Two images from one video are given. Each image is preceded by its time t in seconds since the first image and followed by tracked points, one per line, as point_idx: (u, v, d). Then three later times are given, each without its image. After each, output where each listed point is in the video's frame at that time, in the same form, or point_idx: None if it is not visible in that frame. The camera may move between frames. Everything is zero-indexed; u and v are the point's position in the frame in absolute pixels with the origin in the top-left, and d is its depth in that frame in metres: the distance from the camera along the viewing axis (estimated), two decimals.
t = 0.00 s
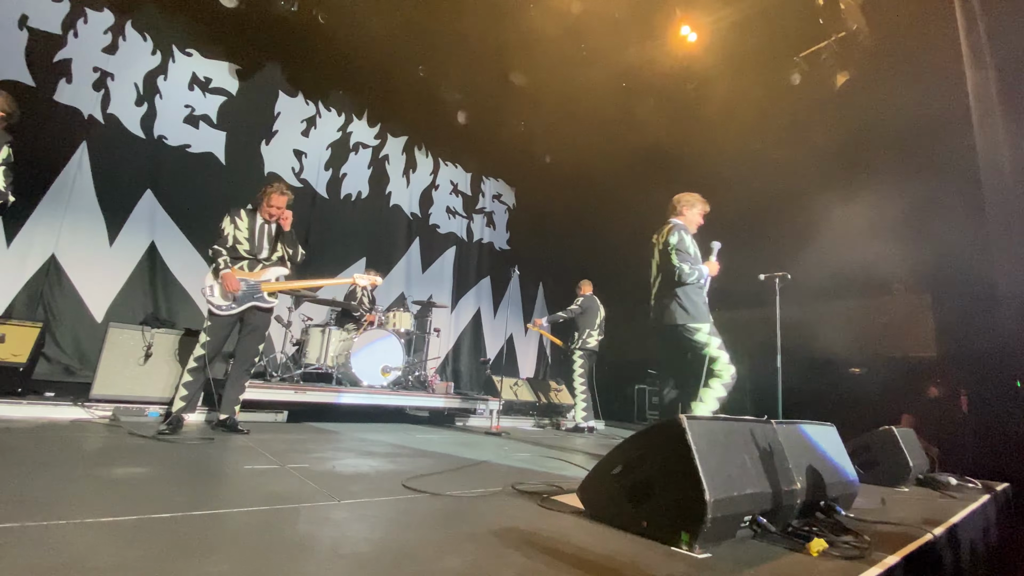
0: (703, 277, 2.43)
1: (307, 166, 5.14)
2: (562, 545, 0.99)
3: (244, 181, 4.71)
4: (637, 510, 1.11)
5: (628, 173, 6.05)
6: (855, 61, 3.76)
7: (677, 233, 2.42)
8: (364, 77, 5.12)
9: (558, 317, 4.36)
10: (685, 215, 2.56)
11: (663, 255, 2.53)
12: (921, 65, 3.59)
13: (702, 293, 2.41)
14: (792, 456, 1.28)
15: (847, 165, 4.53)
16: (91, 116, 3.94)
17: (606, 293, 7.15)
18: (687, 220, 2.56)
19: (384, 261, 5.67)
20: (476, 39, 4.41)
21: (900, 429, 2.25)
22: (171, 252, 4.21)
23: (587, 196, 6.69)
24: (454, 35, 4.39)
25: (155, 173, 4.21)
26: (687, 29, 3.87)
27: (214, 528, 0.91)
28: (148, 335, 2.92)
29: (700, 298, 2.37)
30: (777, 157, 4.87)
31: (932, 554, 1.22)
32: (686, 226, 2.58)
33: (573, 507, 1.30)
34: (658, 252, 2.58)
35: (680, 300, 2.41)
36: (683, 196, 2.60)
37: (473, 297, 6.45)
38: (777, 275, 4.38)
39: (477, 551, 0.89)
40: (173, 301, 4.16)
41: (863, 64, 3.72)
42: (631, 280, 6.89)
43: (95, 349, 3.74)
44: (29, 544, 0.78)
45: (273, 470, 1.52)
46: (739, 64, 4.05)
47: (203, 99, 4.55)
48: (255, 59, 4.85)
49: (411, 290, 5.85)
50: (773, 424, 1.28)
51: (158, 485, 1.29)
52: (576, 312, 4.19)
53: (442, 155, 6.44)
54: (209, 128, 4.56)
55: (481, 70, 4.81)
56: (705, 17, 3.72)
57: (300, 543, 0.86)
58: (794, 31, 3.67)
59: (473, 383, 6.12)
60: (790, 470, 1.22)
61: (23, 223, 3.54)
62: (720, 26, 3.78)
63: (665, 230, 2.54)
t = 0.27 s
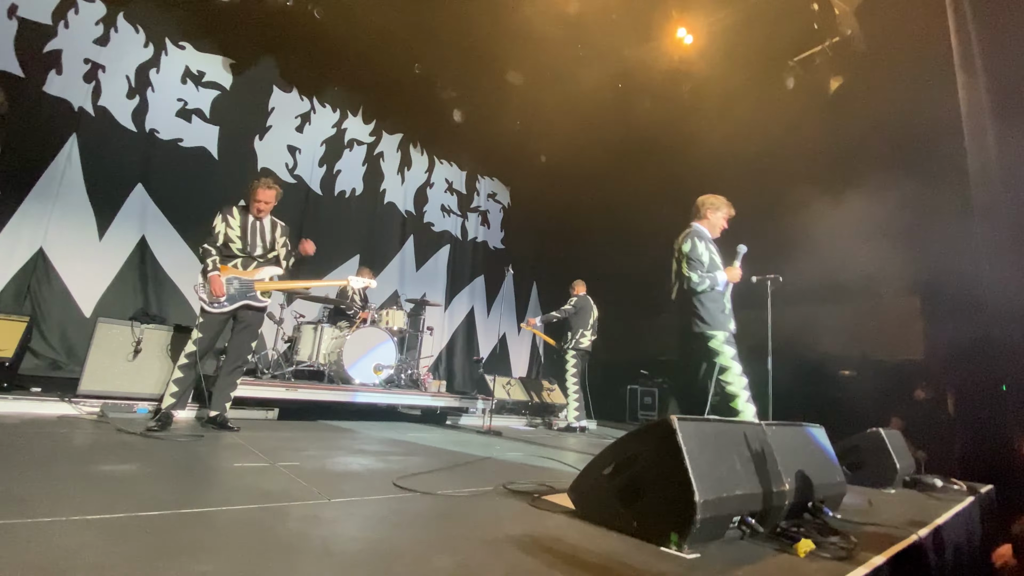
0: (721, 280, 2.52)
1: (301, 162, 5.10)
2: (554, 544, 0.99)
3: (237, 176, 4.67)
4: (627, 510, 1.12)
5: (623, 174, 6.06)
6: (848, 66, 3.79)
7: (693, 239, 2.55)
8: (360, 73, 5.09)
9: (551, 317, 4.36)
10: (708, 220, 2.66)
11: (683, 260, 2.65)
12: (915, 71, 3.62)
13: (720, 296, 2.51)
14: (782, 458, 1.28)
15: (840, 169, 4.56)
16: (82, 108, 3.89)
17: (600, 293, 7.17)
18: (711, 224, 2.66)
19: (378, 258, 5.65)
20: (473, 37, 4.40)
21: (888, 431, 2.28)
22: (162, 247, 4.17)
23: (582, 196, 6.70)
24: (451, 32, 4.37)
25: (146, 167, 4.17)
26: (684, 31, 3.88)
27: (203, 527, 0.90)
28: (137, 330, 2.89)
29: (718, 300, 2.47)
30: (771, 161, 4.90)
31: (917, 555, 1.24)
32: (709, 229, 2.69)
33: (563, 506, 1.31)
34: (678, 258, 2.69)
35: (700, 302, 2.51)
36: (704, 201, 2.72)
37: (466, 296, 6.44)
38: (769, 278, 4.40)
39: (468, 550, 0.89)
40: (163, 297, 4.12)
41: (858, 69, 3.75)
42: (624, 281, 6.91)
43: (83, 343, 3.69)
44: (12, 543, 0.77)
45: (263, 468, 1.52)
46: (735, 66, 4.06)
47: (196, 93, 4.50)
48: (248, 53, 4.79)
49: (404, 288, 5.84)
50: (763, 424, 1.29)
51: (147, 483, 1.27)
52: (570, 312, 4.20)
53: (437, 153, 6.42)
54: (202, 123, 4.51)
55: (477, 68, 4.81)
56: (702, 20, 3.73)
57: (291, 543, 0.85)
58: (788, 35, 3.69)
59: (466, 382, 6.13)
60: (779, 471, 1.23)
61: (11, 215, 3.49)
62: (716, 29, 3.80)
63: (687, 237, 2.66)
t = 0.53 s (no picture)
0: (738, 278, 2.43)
1: (287, 155, 5.04)
2: (544, 542, 1.00)
3: (222, 169, 4.59)
4: (615, 508, 1.14)
5: (611, 174, 6.10)
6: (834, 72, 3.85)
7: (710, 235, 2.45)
8: (349, 66, 5.03)
9: (539, 315, 4.37)
10: (727, 216, 2.56)
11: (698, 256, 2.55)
12: (899, 79, 3.70)
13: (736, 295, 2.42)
14: (766, 457, 1.31)
15: (825, 174, 4.64)
16: (62, 96, 3.78)
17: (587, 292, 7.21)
18: (730, 220, 2.56)
19: (365, 254, 5.61)
20: (465, 34, 4.38)
21: (866, 431, 2.35)
22: (144, 239, 4.09)
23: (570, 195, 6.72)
24: (442, 28, 4.34)
25: (128, 158, 4.08)
26: (673, 34, 3.93)
27: (192, 526, 0.89)
28: (119, 324, 2.84)
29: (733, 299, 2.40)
30: (758, 164, 4.97)
31: (893, 552, 1.28)
32: (728, 226, 2.59)
33: (552, 504, 1.32)
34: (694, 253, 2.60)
35: (714, 301, 2.44)
36: (723, 196, 2.61)
37: (454, 293, 6.43)
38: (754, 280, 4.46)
39: (461, 548, 0.90)
40: (145, 290, 4.05)
41: (844, 76, 3.81)
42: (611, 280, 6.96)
43: (61, 337, 3.61)
44: None
45: (251, 465, 1.51)
46: (724, 70, 4.12)
47: (181, 83, 4.42)
48: (235, 44, 4.70)
49: (391, 285, 5.81)
50: (747, 424, 1.32)
51: (131, 480, 1.25)
52: (557, 311, 4.23)
53: (426, 148, 6.38)
54: (187, 113, 4.44)
55: (468, 65, 4.79)
56: (692, 22, 3.77)
57: (283, 541, 0.85)
58: (776, 41, 3.74)
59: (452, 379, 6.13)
60: (762, 470, 1.26)
61: None
62: (706, 33, 3.83)
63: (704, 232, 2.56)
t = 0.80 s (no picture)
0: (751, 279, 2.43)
1: (274, 148, 4.96)
2: (537, 540, 1.02)
3: (207, 160, 4.51)
4: (607, 507, 1.15)
5: (600, 174, 6.12)
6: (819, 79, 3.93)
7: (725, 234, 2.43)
8: (338, 59, 4.97)
9: (528, 314, 4.39)
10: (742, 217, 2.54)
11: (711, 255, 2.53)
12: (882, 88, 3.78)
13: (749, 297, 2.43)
14: (754, 458, 1.35)
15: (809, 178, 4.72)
16: (41, 83, 3.67)
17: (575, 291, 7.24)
18: (745, 222, 2.55)
19: (352, 250, 5.55)
20: (456, 29, 4.36)
21: (847, 431, 2.41)
22: (125, 231, 4.00)
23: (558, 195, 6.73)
24: (433, 23, 4.31)
25: (109, 147, 3.98)
26: (663, 36, 3.95)
27: (185, 524, 0.89)
28: (101, 319, 2.77)
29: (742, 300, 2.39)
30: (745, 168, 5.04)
31: (874, 550, 1.32)
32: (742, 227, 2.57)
33: (543, 504, 1.34)
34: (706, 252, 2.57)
35: (723, 300, 2.43)
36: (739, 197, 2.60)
37: (441, 290, 6.41)
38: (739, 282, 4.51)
39: (457, 547, 0.91)
40: (126, 284, 3.96)
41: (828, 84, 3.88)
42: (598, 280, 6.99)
43: (38, 330, 3.51)
44: None
45: (240, 463, 1.49)
46: (712, 73, 4.17)
47: (165, 72, 4.32)
48: (221, 33, 4.61)
49: (378, 281, 5.76)
50: (735, 425, 1.35)
51: (117, 479, 1.23)
52: (546, 309, 4.25)
53: (415, 144, 6.34)
54: (171, 103, 4.34)
55: (459, 61, 4.77)
56: (681, 25, 3.81)
57: (280, 540, 0.85)
58: (763, 47, 3.79)
59: (439, 376, 6.11)
60: (749, 470, 1.29)
61: None
62: (696, 36, 3.88)
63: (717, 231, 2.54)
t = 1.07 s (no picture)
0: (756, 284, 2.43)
1: (253, 137, 4.83)
2: (530, 536, 1.04)
3: (183, 147, 4.37)
4: (597, 503, 1.18)
5: (584, 173, 6.16)
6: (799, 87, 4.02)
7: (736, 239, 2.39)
8: (322, 47, 4.86)
9: (511, 311, 4.40)
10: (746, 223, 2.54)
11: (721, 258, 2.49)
12: (858, 100, 3.90)
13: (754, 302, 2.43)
14: (736, 456, 1.40)
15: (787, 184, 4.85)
16: (7, 61, 3.50)
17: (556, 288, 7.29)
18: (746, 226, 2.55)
19: (333, 243, 5.47)
20: (443, 23, 4.32)
21: (818, 429, 2.51)
22: (96, 219, 3.86)
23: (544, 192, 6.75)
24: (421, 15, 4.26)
25: (80, 131, 3.82)
26: (649, 39, 4.01)
27: (177, 523, 0.87)
28: (72, 310, 2.69)
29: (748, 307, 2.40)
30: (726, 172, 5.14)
31: (846, 544, 1.38)
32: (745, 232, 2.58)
33: (532, 499, 1.36)
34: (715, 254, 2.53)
35: (730, 305, 2.41)
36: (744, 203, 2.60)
37: (422, 285, 6.37)
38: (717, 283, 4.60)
39: (453, 543, 0.93)
40: (97, 273, 3.83)
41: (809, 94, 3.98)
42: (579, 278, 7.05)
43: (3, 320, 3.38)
44: None
45: (225, 460, 1.47)
46: (696, 78, 4.23)
47: (140, 54, 4.16)
48: (198, 16, 4.45)
49: (359, 275, 5.69)
50: (718, 423, 1.39)
51: (99, 475, 1.20)
52: (529, 307, 4.27)
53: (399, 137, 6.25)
54: (145, 87, 4.19)
55: (446, 54, 4.72)
56: (666, 28, 3.85)
57: (276, 538, 0.85)
58: (745, 53, 3.86)
59: (418, 372, 6.09)
60: (731, 467, 1.33)
61: None
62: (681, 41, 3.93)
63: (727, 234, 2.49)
